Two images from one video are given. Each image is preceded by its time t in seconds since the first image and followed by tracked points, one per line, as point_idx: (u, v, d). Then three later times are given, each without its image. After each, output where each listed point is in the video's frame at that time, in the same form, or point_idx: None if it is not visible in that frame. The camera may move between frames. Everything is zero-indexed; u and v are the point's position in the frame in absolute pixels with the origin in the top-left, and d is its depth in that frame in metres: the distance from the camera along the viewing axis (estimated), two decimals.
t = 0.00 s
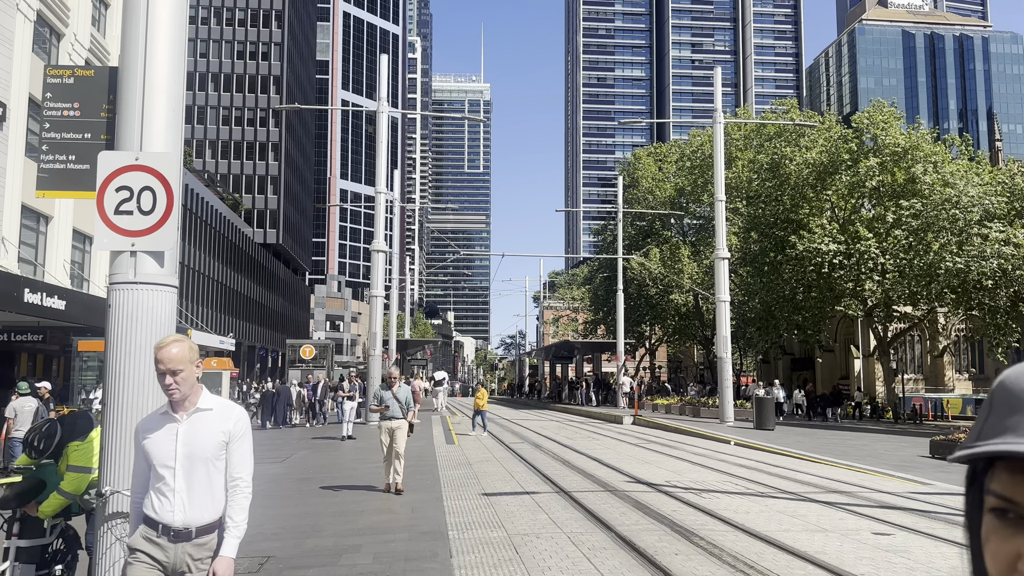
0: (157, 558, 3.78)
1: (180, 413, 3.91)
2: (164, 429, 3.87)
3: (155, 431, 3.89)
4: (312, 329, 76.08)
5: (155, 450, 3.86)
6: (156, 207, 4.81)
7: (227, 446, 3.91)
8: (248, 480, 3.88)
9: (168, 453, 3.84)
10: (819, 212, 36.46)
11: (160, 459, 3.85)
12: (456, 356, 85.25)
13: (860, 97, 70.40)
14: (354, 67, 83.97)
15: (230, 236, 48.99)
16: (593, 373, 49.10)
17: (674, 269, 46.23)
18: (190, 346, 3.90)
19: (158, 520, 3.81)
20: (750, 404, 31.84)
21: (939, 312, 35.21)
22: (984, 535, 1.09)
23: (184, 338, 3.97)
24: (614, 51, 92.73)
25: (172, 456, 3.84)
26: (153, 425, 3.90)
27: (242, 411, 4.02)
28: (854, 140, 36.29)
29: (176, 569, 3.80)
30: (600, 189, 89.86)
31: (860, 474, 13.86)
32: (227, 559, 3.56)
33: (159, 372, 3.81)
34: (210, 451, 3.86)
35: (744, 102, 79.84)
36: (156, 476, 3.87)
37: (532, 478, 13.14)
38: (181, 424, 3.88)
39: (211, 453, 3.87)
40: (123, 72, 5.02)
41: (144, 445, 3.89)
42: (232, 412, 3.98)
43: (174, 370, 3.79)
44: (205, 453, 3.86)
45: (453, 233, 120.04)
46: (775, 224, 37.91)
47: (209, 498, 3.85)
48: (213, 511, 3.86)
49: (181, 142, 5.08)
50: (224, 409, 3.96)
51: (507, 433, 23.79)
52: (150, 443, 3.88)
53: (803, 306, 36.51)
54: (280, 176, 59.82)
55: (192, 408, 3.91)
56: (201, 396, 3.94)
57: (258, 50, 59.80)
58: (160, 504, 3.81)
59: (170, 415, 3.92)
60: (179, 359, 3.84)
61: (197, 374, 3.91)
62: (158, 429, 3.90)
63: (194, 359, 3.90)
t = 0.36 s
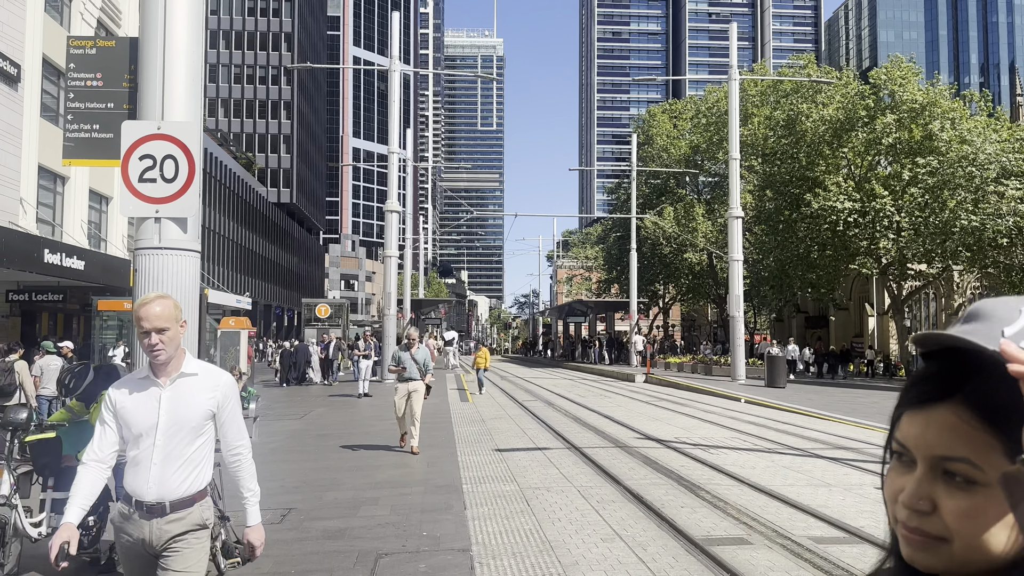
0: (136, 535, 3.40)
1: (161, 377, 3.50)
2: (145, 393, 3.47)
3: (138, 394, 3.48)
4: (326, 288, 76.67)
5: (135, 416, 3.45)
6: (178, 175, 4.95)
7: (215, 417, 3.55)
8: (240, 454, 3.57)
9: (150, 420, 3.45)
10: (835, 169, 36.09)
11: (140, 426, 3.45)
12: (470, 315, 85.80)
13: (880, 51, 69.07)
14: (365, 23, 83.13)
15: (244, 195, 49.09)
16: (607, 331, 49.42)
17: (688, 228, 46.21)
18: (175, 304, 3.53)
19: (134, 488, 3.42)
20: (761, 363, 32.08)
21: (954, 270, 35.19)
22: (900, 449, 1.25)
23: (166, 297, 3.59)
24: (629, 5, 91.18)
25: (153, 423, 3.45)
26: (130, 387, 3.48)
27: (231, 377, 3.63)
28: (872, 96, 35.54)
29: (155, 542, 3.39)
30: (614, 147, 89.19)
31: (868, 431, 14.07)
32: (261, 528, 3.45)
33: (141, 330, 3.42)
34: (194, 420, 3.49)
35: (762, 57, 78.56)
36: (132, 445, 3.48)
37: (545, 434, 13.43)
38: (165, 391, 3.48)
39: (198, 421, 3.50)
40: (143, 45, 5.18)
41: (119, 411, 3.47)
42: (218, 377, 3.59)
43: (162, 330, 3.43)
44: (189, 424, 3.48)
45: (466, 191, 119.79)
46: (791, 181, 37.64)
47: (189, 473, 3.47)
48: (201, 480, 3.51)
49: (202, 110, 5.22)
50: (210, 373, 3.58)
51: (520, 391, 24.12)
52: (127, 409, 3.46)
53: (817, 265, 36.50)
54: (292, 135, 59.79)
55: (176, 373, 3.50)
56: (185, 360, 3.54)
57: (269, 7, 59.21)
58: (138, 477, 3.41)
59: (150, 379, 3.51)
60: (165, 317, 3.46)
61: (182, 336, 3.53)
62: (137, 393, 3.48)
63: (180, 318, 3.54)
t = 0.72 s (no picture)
0: (96, 502, 3.17)
1: (121, 330, 3.24)
2: (103, 346, 3.21)
3: (96, 346, 3.22)
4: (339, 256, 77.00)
5: (91, 371, 3.20)
6: (189, 145, 5.13)
7: (177, 373, 3.27)
8: (200, 412, 3.28)
9: (107, 373, 3.18)
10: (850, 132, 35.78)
11: (98, 380, 3.19)
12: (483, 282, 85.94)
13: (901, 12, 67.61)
14: None
15: (256, 162, 49.13)
16: (619, 298, 49.49)
17: (702, 194, 46.01)
18: (137, 250, 3.27)
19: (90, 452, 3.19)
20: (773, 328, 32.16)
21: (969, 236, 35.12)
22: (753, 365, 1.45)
23: (127, 242, 3.32)
24: None
25: (109, 379, 3.18)
26: (87, 340, 3.23)
27: (198, 334, 3.35)
28: (889, 59, 35.11)
29: (120, 512, 3.16)
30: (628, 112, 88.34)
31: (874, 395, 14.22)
32: (179, 501, 3.07)
33: (99, 275, 3.19)
34: (154, 376, 3.22)
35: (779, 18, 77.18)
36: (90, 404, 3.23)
37: (552, 398, 13.68)
38: (125, 344, 3.22)
39: (158, 377, 3.23)
40: (154, 17, 5.35)
41: (77, 365, 3.21)
42: (183, 332, 3.31)
43: (118, 276, 3.18)
44: (148, 379, 3.22)
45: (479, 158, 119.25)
46: (805, 146, 37.39)
47: (150, 434, 3.22)
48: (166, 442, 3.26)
49: (211, 82, 5.38)
50: (174, 327, 3.30)
51: (531, 357, 24.38)
52: (83, 362, 3.21)
53: (831, 231, 36.51)
54: (303, 101, 59.69)
55: (136, 326, 3.25)
56: (148, 311, 3.28)
57: None
58: (97, 440, 3.17)
59: (110, 331, 3.26)
60: (124, 265, 3.21)
61: (144, 285, 3.27)
62: (94, 346, 3.23)
63: (142, 264, 3.27)
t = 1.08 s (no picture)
0: (41, 510, 2.90)
1: (62, 322, 2.95)
2: (41, 342, 2.93)
3: (31, 343, 2.94)
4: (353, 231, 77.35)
5: (33, 369, 2.92)
6: (206, 127, 5.36)
7: (125, 365, 3.00)
8: (154, 409, 3.03)
9: (49, 374, 2.91)
10: (866, 104, 35.46)
11: (39, 380, 2.92)
12: (496, 256, 86.09)
13: None
14: None
15: (268, 136, 49.28)
16: (631, 271, 49.58)
17: (716, 166, 45.80)
18: (72, 232, 2.95)
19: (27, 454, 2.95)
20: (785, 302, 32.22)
21: (984, 208, 34.85)
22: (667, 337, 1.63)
23: (63, 224, 3.00)
24: None
25: (51, 379, 2.91)
26: (27, 334, 2.95)
27: (148, 320, 3.10)
28: (907, 28, 34.31)
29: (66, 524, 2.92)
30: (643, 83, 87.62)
31: (883, 367, 14.34)
32: (131, 513, 2.85)
33: (29, 263, 2.88)
34: (103, 370, 2.95)
35: None
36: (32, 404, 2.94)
37: (563, 371, 13.90)
38: (66, 337, 2.94)
39: (106, 370, 2.96)
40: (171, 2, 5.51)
41: (16, 361, 2.95)
42: (131, 321, 3.04)
43: (51, 263, 2.87)
44: (93, 376, 2.94)
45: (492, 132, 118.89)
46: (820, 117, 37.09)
47: (97, 433, 2.94)
48: (117, 447, 2.99)
49: (226, 65, 5.58)
50: (120, 316, 3.02)
51: (543, 331, 24.60)
52: (25, 359, 2.94)
53: (846, 204, 36.27)
54: (315, 76, 59.70)
55: (78, 318, 2.96)
56: (88, 301, 2.99)
57: None
58: (42, 442, 2.90)
59: (49, 324, 2.96)
60: (57, 249, 2.89)
61: (81, 273, 2.97)
62: (33, 341, 2.94)
63: (77, 248, 2.96)
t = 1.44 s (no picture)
0: None
1: (28, 305, 2.76)
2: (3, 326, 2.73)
3: None
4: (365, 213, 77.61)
5: None
6: (227, 113, 5.59)
7: (99, 352, 2.82)
8: (140, 397, 2.87)
9: (12, 359, 2.71)
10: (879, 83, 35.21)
11: None
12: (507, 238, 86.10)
13: None
14: None
15: (280, 118, 49.48)
16: (642, 252, 49.63)
17: (728, 146, 45.64)
18: (39, 207, 2.74)
19: None
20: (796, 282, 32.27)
21: (996, 188, 34.66)
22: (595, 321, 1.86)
23: (29, 195, 2.79)
24: None
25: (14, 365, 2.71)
26: None
27: (122, 302, 2.88)
28: (922, 7, 33.89)
29: (23, 519, 2.70)
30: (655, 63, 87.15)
31: (889, 346, 14.50)
32: (159, 500, 2.82)
33: None
34: (72, 357, 2.76)
35: None
36: None
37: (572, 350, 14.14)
38: (33, 321, 2.73)
39: (73, 359, 2.76)
40: None
41: None
42: (103, 303, 2.83)
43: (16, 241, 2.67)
44: (61, 364, 2.75)
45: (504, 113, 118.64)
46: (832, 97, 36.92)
47: (63, 425, 2.76)
48: (86, 438, 2.81)
49: (245, 52, 5.79)
50: (91, 299, 2.81)
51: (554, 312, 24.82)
52: None
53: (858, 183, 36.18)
54: (326, 57, 59.81)
55: (47, 299, 2.76)
56: (57, 282, 2.79)
57: None
58: None
59: (14, 305, 2.76)
60: (19, 227, 2.68)
61: (49, 251, 2.76)
62: None
63: (42, 224, 2.74)
